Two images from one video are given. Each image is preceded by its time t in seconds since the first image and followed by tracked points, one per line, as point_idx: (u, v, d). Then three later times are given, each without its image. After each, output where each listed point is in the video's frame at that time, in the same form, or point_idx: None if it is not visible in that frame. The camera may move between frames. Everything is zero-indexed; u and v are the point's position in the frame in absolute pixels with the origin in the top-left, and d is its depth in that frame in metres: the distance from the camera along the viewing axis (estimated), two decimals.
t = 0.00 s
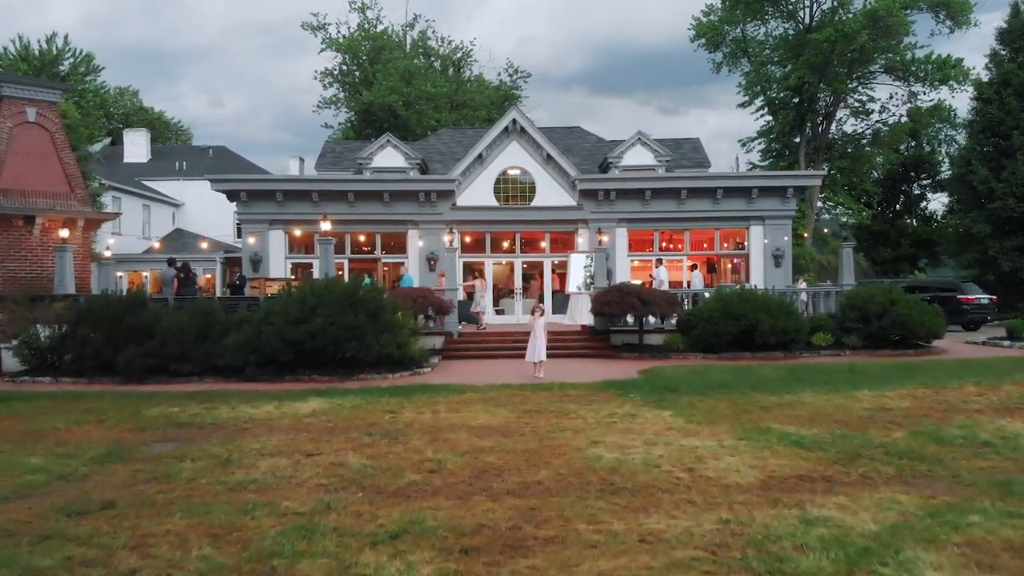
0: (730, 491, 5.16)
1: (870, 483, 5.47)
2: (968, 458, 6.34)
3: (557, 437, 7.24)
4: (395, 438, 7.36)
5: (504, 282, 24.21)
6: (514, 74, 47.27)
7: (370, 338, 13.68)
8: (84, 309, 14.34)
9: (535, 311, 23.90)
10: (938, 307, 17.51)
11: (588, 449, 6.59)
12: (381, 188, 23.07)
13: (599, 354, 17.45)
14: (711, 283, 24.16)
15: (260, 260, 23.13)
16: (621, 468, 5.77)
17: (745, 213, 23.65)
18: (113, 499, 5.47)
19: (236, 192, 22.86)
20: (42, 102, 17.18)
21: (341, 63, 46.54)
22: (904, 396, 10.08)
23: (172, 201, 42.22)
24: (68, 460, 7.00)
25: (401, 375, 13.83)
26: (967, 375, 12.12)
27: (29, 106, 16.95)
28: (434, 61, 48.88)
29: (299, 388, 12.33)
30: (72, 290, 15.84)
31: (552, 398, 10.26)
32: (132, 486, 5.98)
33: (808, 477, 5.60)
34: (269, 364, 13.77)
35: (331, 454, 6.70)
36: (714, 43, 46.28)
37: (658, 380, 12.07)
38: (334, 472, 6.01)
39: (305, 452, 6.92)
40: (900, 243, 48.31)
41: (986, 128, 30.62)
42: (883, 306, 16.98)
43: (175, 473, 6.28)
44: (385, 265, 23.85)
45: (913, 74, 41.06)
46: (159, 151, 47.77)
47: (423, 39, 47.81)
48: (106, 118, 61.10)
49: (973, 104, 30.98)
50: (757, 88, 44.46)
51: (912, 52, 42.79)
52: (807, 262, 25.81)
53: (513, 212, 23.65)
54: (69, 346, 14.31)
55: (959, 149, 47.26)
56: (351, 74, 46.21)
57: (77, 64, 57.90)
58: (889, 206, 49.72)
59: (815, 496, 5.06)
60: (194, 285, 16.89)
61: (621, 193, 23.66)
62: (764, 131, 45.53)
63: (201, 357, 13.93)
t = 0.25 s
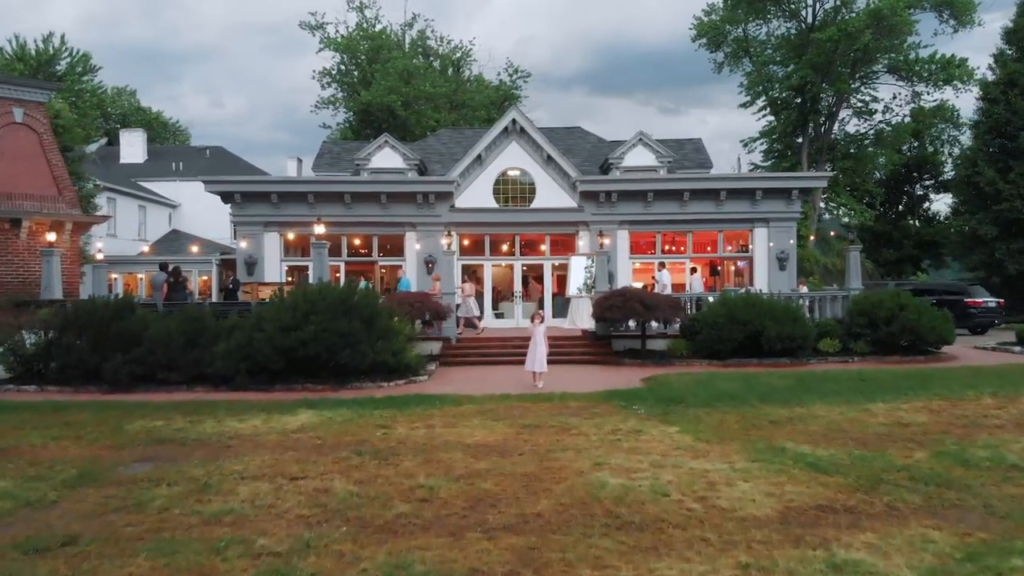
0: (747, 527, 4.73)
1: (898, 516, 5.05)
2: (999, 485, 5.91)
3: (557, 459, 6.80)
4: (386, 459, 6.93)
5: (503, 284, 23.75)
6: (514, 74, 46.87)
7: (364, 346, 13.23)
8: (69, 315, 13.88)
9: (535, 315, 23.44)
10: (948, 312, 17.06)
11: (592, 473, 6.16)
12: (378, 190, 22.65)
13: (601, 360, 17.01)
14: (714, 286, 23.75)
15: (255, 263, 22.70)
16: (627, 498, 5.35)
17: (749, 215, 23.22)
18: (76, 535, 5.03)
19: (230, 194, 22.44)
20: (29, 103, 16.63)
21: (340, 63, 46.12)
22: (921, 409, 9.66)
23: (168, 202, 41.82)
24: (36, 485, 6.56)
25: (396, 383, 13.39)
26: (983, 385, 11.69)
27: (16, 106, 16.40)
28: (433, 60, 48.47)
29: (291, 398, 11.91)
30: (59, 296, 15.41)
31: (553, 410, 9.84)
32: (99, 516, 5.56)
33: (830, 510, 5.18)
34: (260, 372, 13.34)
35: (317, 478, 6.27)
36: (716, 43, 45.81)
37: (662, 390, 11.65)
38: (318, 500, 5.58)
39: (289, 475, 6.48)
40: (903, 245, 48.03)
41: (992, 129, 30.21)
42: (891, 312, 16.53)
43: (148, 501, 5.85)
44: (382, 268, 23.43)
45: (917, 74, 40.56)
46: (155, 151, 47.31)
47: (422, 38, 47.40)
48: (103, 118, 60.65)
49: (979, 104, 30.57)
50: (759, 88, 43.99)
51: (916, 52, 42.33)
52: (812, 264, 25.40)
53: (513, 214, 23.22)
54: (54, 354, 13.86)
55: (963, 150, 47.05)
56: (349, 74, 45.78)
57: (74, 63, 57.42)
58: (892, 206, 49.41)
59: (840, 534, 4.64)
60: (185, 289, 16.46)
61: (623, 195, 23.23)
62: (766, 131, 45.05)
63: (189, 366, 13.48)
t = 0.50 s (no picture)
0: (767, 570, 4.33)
1: (929, 556, 4.65)
2: None
3: (559, 484, 6.40)
4: (376, 483, 6.53)
5: (503, 288, 23.33)
6: (514, 74, 46.45)
7: (358, 354, 12.79)
8: (54, 323, 13.47)
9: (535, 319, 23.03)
10: (959, 318, 16.64)
11: (595, 502, 5.76)
12: (375, 192, 22.23)
13: (603, 366, 16.57)
14: (718, 290, 23.33)
15: (250, 266, 22.29)
16: (634, 534, 4.95)
17: (753, 217, 22.80)
18: None
19: (224, 195, 22.02)
20: (16, 103, 16.21)
21: (338, 62, 45.69)
22: (938, 425, 9.26)
23: (164, 203, 41.41)
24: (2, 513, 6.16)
25: (391, 393, 12.95)
26: (999, 397, 11.29)
27: (2, 107, 15.98)
28: (432, 60, 48.05)
29: (282, 410, 11.50)
30: (45, 302, 14.99)
31: (554, 425, 9.44)
32: (64, 552, 5.15)
33: (856, 548, 4.77)
34: (251, 382, 12.91)
35: (301, 508, 5.87)
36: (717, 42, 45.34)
37: (666, 402, 11.24)
38: (301, 535, 5.18)
39: (272, 502, 6.08)
40: (905, 246, 47.75)
41: (998, 129, 29.80)
42: (901, 318, 16.11)
43: (118, 534, 5.44)
44: (380, 271, 23.01)
45: (921, 74, 40.10)
46: (151, 152, 46.89)
47: (421, 38, 46.97)
48: (101, 119, 60.20)
49: (986, 104, 30.15)
50: (761, 87, 43.54)
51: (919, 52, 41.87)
52: (817, 267, 24.99)
53: (512, 216, 22.79)
54: (38, 363, 13.43)
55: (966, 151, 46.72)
56: (348, 73, 45.35)
57: (70, 63, 56.96)
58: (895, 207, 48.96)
59: None
60: (176, 295, 16.03)
61: (625, 197, 22.80)
62: (768, 132, 44.60)
63: (178, 375, 13.07)
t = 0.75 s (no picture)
0: None
1: None
2: None
3: (560, 514, 5.99)
4: (366, 514, 6.11)
5: (502, 292, 22.89)
6: (514, 74, 46.05)
7: (351, 365, 12.36)
8: (38, 332, 13.05)
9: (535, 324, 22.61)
10: (969, 325, 16.23)
11: (600, 538, 5.34)
12: (372, 194, 21.81)
13: (605, 375, 16.12)
14: (721, 295, 22.90)
15: (244, 270, 21.83)
16: None
17: (757, 220, 22.38)
18: None
19: (218, 198, 21.61)
20: (2, 105, 15.81)
21: (336, 63, 45.29)
22: (957, 443, 8.84)
23: (160, 204, 41.02)
24: None
25: (386, 405, 12.51)
26: (1017, 410, 10.87)
27: None
28: (431, 60, 47.65)
29: (273, 424, 11.09)
30: (31, 309, 14.57)
31: (554, 442, 9.03)
32: None
33: None
34: (240, 393, 12.50)
35: (283, 543, 5.45)
36: (719, 42, 44.86)
37: (671, 415, 10.82)
38: None
39: (253, 536, 5.67)
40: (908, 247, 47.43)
41: (1004, 131, 29.38)
42: (910, 325, 15.69)
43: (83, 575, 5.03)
44: (376, 275, 22.58)
45: (924, 74, 39.66)
46: (148, 153, 46.48)
47: (420, 38, 46.57)
48: (98, 119, 59.79)
49: (992, 105, 29.73)
50: (763, 88, 43.11)
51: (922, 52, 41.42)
52: (822, 271, 24.54)
53: (512, 219, 22.37)
54: (22, 374, 12.99)
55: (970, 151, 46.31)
56: (346, 74, 44.94)
57: (67, 63, 56.52)
58: (898, 207, 48.37)
59: None
60: (167, 302, 15.62)
61: (626, 200, 22.37)
62: (771, 132, 44.16)
63: (166, 386, 12.66)
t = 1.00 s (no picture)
0: None
1: None
2: None
3: (562, 550, 5.57)
4: (353, 548, 5.70)
5: (502, 296, 22.44)
6: (514, 74, 45.63)
7: (344, 377, 11.94)
8: (21, 341, 12.63)
9: (535, 329, 22.18)
10: (981, 332, 15.80)
11: None
12: (368, 197, 21.39)
13: (607, 383, 15.70)
14: (725, 299, 22.45)
15: (238, 274, 21.38)
16: None
17: (762, 223, 21.96)
18: None
19: (211, 201, 21.19)
20: None
21: (334, 63, 44.87)
22: (979, 464, 8.41)
23: (156, 206, 40.64)
24: None
25: (380, 418, 12.10)
26: None
27: None
28: (431, 60, 47.25)
29: (263, 439, 10.67)
30: (16, 317, 14.15)
31: (555, 462, 8.61)
32: None
33: None
34: (230, 405, 12.09)
35: None
36: (720, 42, 44.32)
37: (677, 430, 10.40)
38: None
39: None
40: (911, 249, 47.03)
41: (1011, 132, 28.96)
42: (921, 333, 15.26)
43: None
44: (373, 279, 22.13)
45: (928, 74, 39.20)
46: (144, 153, 46.07)
47: (419, 37, 46.16)
48: (94, 119, 59.35)
49: (999, 106, 29.31)
50: (765, 88, 42.66)
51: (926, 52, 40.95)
52: (827, 275, 24.13)
53: (511, 222, 21.95)
54: (4, 385, 12.57)
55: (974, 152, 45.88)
56: (344, 74, 44.54)
57: (64, 63, 56.05)
58: (900, 209, 48.09)
59: None
60: (159, 309, 15.22)
61: (628, 203, 21.95)
62: (773, 133, 43.71)
63: (153, 398, 12.24)
